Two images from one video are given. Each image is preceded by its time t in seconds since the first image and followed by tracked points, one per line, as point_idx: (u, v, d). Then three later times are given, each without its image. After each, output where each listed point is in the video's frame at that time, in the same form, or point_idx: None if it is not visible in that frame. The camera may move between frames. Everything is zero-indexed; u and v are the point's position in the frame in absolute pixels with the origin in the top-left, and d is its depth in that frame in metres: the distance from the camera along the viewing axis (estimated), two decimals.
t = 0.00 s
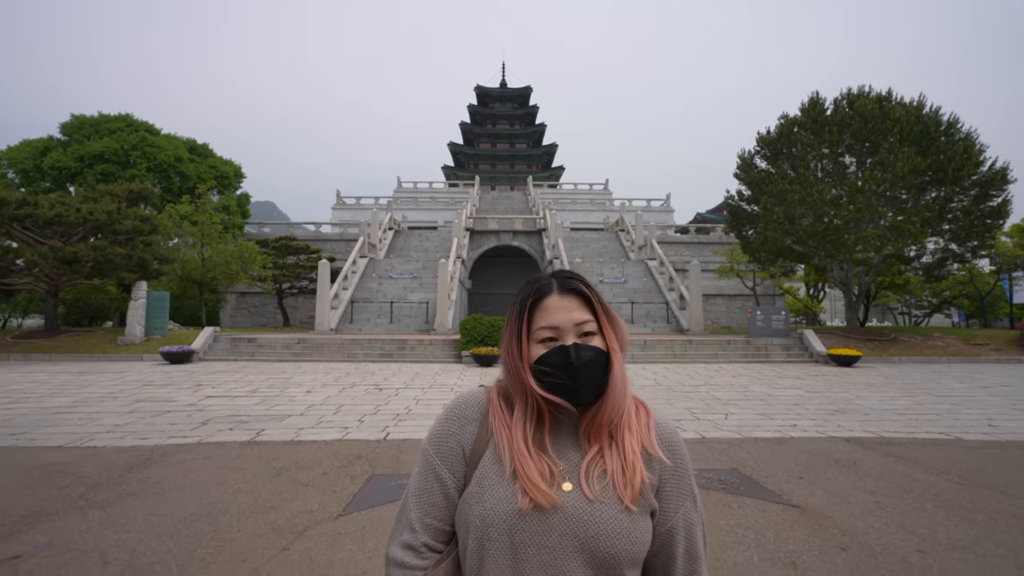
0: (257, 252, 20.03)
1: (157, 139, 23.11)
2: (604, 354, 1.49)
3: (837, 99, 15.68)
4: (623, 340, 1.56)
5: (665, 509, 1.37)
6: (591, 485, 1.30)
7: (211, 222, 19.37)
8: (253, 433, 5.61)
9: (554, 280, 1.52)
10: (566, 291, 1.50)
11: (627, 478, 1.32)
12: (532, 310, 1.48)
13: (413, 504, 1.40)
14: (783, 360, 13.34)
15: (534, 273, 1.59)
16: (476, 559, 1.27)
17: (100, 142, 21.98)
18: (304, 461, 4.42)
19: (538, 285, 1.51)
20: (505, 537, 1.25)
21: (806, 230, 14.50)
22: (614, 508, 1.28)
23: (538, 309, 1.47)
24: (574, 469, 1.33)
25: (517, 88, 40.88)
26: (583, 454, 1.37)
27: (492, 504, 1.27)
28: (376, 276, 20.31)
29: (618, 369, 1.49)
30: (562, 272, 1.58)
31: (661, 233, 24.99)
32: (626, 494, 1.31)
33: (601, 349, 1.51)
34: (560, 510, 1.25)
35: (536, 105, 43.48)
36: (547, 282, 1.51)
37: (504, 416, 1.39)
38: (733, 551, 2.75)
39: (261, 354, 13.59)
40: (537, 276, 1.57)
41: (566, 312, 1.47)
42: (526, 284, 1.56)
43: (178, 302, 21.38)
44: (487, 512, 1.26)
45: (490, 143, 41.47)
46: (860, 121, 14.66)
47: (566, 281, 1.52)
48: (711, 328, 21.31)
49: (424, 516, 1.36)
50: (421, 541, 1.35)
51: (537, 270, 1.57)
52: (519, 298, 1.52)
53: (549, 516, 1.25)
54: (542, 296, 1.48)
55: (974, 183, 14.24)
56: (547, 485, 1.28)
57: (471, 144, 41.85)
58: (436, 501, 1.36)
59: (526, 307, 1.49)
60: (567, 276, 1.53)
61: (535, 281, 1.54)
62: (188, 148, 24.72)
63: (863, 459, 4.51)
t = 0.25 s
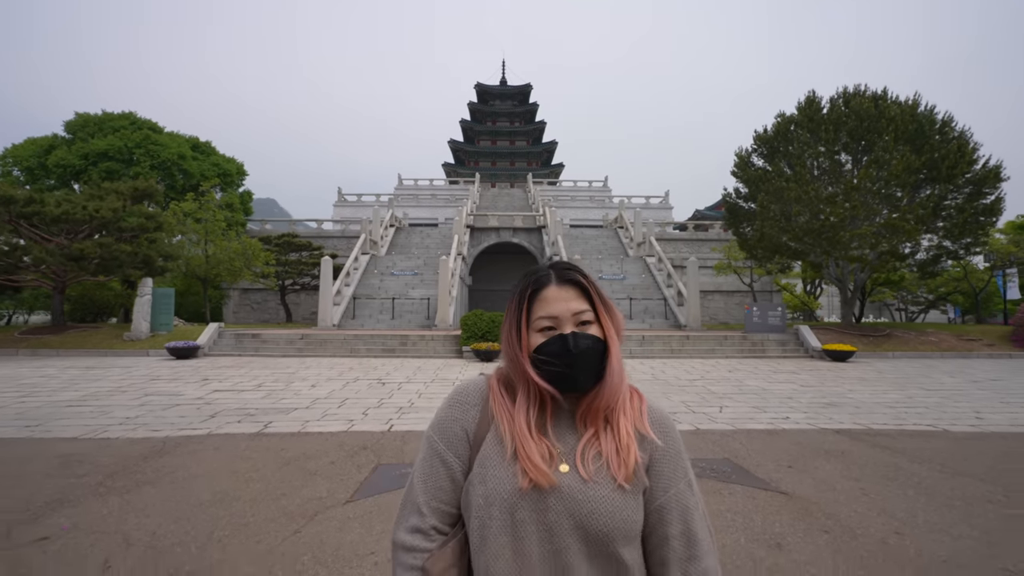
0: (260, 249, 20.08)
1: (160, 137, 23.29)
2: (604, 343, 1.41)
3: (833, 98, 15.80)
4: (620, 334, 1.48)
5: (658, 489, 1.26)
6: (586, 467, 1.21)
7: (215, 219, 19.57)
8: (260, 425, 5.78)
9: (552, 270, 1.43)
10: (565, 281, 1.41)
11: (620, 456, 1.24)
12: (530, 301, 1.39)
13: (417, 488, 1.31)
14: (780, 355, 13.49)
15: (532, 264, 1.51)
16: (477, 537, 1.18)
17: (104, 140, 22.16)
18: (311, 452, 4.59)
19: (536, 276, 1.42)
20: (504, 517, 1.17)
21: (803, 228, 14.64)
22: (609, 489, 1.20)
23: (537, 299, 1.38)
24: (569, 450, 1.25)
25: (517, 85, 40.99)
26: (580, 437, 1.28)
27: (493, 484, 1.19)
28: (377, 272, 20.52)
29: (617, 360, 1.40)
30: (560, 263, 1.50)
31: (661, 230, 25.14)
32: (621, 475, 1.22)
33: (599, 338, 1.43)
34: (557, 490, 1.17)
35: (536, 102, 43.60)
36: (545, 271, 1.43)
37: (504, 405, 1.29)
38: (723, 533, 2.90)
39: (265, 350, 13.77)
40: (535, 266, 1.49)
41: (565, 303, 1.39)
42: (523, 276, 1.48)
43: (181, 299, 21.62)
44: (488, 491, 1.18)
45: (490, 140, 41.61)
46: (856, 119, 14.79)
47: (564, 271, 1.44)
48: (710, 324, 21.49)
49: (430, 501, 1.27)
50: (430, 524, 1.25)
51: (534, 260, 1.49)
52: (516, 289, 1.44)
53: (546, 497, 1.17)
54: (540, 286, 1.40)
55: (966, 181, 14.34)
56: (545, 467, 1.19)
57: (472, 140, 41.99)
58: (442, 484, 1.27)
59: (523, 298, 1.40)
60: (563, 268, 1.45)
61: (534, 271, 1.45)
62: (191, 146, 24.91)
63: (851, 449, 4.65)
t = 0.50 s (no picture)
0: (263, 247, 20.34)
1: (163, 136, 23.43)
2: (591, 326, 1.55)
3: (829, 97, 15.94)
4: (609, 316, 1.62)
5: (641, 461, 1.39)
6: (574, 443, 1.36)
7: (218, 218, 19.71)
8: (267, 420, 5.94)
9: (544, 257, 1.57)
10: (555, 268, 1.55)
11: (606, 434, 1.37)
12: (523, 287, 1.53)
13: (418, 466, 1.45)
14: (777, 352, 13.63)
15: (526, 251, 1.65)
16: (473, 508, 1.32)
17: (107, 139, 22.29)
18: (317, 445, 4.75)
19: (529, 264, 1.56)
20: (498, 488, 1.32)
21: (799, 226, 14.77)
22: (595, 463, 1.34)
23: (529, 285, 1.53)
24: (559, 428, 1.39)
25: (517, 84, 41.12)
26: (569, 415, 1.43)
27: (488, 458, 1.33)
28: (378, 270, 20.67)
29: (605, 341, 1.54)
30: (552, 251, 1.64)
31: (660, 228, 25.27)
32: (606, 450, 1.36)
33: (587, 321, 1.57)
34: (548, 466, 1.31)
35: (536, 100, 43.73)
36: (538, 260, 1.57)
37: (499, 383, 1.44)
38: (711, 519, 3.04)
39: (268, 347, 13.93)
40: (528, 255, 1.63)
41: (554, 288, 1.53)
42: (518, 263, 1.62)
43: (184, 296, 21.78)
44: (484, 466, 1.32)
45: (490, 138, 41.75)
46: (852, 119, 14.93)
47: (556, 258, 1.58)
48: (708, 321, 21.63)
49: (428, 475, 1.40)
50: (429, 498, 1.39)
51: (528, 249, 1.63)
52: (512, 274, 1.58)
53: (537, 472, 1.32)
54: (533, 273, 1.54)
55: (961, 180, 14.47)
56: (538, 443, 1.34)
57: (472, 139, 42.12)
58: (440, 461, 1.41)
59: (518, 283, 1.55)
60: (556, 255, 1.59)
61: (527, 259, 1.59)
62: (193, 145, 25.06)
63: (840, 442, 4.80)
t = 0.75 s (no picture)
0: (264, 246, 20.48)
1: (164, 135, 23.53)
2: (580, 313, 1.68)
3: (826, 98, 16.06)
4: (597, 302, 1.74)
5: (629, 436, 1.51)
6: (566, 423, 1.48)
7: (220, 217, 19.80)
8: (271, 416, 6.07)
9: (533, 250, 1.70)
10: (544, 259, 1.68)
11: (596, 413, 1.49)
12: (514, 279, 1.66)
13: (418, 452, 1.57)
14: (774, 350, 13.76)
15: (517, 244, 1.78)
16: (472, 488, 1.44)
17: (109, 138, 22.39)
18: (321, 440, 4.87)
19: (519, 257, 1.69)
20: (495, 468, 1.44)
21: (797, 225, 14.88)
22: (585, 441, 1.46)
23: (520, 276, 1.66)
24: (551, 410, 1.52)
25: (517, 83, 41.21)
26: (561, 398, 1.55)
27: (485, 441, 1.45)
28: (379, 269, 20.79)
29: (591, 326, 1.67)
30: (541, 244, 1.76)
31: (659, 227, 25.38)
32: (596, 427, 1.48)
33: (576, 309, 1.70)
34: (543, 446, 1.43)
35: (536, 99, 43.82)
36: (528, 252, 1.70)
37: (495, 369, 1.57)
38: (703, 509, 3.16)
39: (270, 345, 14.05)
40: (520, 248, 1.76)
41: (544, 278, 1.66)
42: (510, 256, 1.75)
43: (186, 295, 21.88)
44: (481, 448, 1.44)
45: (490, 137, 41.84)
46: (849, 119, 15.06)
47: (545, 250, 1.70)
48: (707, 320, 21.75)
49: (427, 459, 1.52)
50: (429, 481, 1.51)
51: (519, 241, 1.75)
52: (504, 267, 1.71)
53: (532, 452, 1.44)
54: (523, 265, 1.67)
55: (957, 180, 14.58)
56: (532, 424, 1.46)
57: (472, 137, 42.21)
58: (438, 446, 1.53)
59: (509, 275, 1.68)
60: (545, 247, 1.72)
61: (518, 252, 1.72)
62: (194, 144, 25.16)
63: (831, 437, 4.93)
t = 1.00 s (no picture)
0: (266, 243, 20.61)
1: (166, 132, 23.63)
2: (571, 319, 1.81)
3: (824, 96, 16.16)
4: (586, 308, 1.86)
5: (618, 434, 1.62)
6: (560, 425, 1.60)
7: (221, 214, 19.90)
8: (276, 411, 6.20)
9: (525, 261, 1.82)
10: (536, 269, 1.81)
11: (589, 416, 1.60)
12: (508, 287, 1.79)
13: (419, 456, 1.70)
14: (772, 347, 13.89)
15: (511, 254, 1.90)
16: (470, 489, 1.56)
17: (111, 136, 22.48)
18: (325, 434, 5.00)
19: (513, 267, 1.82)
20: (493, 471, 1.56)
21: (794, 223, 15.00)
22: (578, 441, 1.57)
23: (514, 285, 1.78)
24: (545, 414, 1.64)
25: (517, 80, 41.26)
26: (555, 402, 1.67)
27: (482, 445, 1.57)
28: (380, 266, 20.92)
29: (582, 330, 1.79)
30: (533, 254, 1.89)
31: (658, 224, 25.49)
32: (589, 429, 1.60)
33: (567, 316, 1.83)
34: (538, 449, 1.55)
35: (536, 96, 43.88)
36: (521, 263, 1.83)
37: (491, 375, 1.70)
38: (695, 498, 3.29)
39: (272, 342, 14.19)
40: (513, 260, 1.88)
41: (536, 287, 1.78)
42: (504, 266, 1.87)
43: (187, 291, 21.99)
44: (479, 452, 1.57)
45: (490, 134, 41.92)
46: (846, 118, 15.16)
47: (536, 261, 1.83)
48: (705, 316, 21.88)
49: (426, 464, 1.65)
50: (428, 483, 1.63)
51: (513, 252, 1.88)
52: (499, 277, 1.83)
53: (528, 454, 1.55)
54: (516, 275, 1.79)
55: (954, 178, 14.69)
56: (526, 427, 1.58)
57: (472, 135, 42.27)
58: (436, 451, 1.66)
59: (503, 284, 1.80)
60: (537, 257, 1.85)
61: (512, 262, 1.85)
62: (195, 142, 25.26)
63: (822, 431, 5.06)
